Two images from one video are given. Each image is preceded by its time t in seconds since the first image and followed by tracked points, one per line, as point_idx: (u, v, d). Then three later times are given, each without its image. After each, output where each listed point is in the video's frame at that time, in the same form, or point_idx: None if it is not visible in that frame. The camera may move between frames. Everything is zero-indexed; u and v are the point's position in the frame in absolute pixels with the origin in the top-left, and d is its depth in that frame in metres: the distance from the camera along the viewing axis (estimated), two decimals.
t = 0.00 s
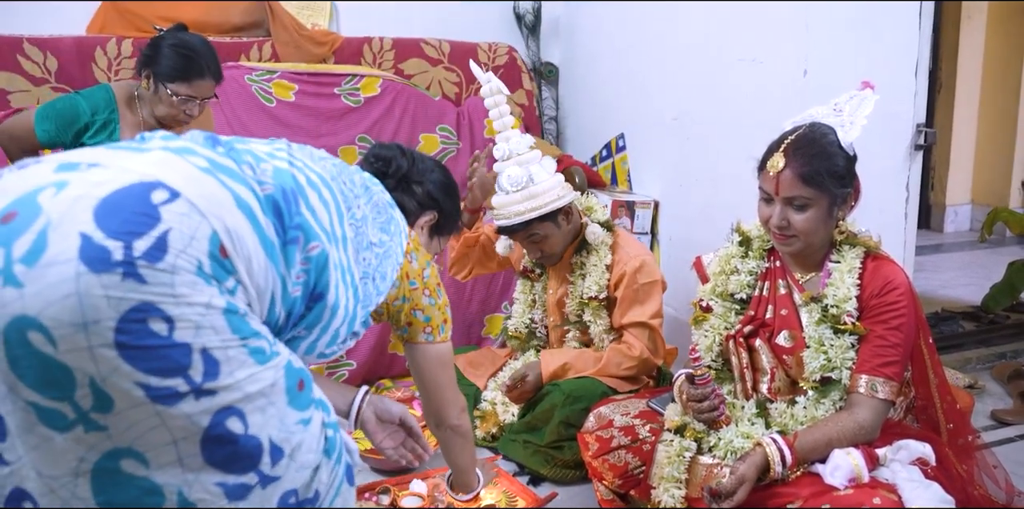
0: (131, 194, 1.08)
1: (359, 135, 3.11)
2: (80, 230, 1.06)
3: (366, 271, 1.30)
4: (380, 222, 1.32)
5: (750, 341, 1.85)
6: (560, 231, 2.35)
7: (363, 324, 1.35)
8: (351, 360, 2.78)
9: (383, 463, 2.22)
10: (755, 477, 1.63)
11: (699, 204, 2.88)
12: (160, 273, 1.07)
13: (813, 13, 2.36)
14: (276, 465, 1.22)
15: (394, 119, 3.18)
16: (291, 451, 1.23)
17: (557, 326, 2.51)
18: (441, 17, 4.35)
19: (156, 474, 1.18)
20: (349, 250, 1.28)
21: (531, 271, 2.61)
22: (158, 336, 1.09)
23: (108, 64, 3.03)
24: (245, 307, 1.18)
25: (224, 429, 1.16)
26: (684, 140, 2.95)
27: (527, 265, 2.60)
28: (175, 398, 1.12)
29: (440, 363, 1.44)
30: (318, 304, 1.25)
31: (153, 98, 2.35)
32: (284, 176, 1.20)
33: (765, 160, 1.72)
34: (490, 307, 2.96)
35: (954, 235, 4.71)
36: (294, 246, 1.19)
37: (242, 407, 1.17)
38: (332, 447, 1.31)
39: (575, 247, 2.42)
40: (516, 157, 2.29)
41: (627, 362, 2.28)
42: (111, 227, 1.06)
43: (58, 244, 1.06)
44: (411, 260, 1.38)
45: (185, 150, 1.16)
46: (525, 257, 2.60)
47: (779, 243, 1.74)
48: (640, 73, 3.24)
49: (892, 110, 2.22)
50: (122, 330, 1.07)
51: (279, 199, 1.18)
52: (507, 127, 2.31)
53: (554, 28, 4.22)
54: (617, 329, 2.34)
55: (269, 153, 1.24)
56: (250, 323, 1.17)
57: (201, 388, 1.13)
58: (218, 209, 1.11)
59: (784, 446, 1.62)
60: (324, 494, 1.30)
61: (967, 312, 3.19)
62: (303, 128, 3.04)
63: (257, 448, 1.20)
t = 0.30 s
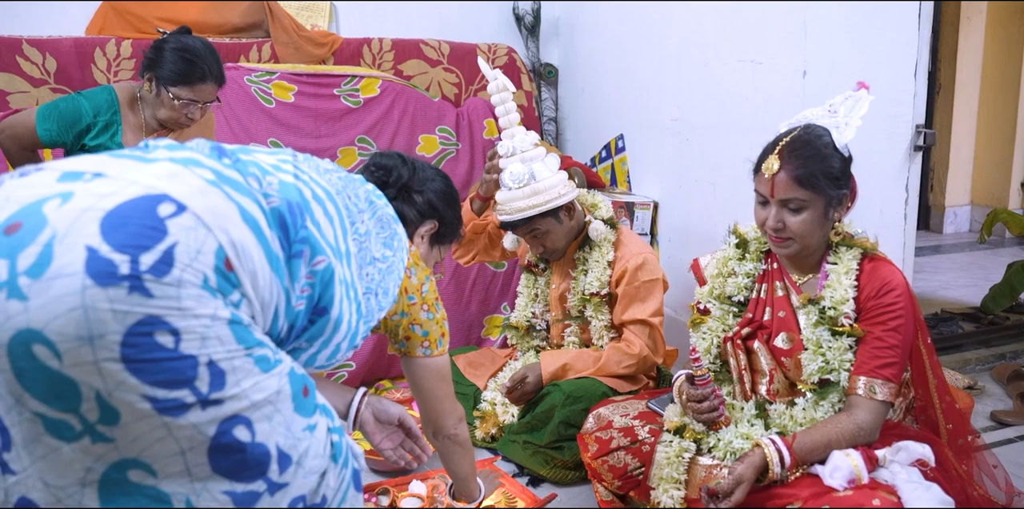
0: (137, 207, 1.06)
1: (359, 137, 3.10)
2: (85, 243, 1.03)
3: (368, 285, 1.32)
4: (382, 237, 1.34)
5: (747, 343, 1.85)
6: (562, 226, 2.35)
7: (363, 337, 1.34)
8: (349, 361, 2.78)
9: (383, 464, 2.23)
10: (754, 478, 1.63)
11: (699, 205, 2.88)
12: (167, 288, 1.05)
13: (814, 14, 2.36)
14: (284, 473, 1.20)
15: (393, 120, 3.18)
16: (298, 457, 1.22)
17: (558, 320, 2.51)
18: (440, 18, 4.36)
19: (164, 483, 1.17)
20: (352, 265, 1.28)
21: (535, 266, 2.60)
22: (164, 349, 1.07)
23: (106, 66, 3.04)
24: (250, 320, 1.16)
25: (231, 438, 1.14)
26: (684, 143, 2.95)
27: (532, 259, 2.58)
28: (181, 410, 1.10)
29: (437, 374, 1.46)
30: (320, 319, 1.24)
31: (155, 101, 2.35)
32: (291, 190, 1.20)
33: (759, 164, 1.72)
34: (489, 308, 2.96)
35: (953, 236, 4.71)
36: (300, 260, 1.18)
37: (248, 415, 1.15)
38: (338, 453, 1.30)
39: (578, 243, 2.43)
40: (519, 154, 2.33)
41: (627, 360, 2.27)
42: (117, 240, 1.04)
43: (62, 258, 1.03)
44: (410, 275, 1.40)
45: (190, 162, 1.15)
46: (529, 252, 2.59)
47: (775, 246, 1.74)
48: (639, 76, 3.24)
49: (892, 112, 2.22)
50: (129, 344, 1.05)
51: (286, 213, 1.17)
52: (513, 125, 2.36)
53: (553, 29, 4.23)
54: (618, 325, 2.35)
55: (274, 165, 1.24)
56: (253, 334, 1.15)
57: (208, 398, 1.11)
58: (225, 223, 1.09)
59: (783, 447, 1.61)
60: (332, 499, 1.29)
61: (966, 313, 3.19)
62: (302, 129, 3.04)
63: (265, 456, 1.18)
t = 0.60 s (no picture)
0: (137, 218, 1.06)
1: (358, 138, 3.10)
2: (84, 255, 1.04)
3: (369, 296, 1.31)
4: (384, 248, 1.32)
5: (746, 345, 1.86)
6: (563, 223, 2.35)
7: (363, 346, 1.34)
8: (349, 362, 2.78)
9: (384, 465, 2.23)
10: (752, 480, 1.63)
11: (698, 206, 2.88)
12: (167, 300, 1.06)
13: (814, 15, 2.36)
14: (287, 478, 1.21)
15: (392, 121, 3.18)
16: (300, 462, 1.22)
17: (558, 317, 2.52)
18: (440, 19, 4.36)
19: (167, 491, 1.17)
20: (352, 275, 1.27)
21: (536, 263, 2.62)
22: (164, 361, 1.08)
23: (106, 67, 3.04)
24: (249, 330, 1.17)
25: (233, 445, 1.15)
26: (683, 144, 2.95)
27: (534, 257, 2.61)
28: (182, 419, 1.11)
29: (437, 382, 1.47)
30: (318, 329, 1.25)
31: (154, 102, 2.36)
32: (292, 200, 1.19)
33: (756, 167, 1.73)
34: (488, 310, 2.96)
35: (953, 237, 4.71)
36: (300, 271, 1.18)
37: (250, 421, 1.16)
38: (340, 455, 1.30)
39: (580, 240, 2.44)
40: (523, 151, 2.33)
41: (626, 359, 2.27)
42: (118, 252, 1.04)
43: (61, 269, 1.04)
44: (411, 284, 1.38)
45: (191, 171, 1.14)
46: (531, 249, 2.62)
47: (773, 248, 1.74)
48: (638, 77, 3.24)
49: (893, 113, 2.21)
50: (129, 356, 1.06)
51: (286, 224, 1.17)
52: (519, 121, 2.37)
53: (552, 30, 4.23)
54: (618, 322, 2.34)
55: (276, 173, 1.23)
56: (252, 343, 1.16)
57: (208, 407, 1.12)
58: (226, 235, 1.09)
59: (783, 449, 1.61)
60: (335, 502, 1.29)
61: (966, 314, 3.19)
62: (301, 130, 3.04)
63: (267, 462, 1.19)
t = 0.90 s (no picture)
0: (119, 217, 1.07)
1: (358, 140, 3.10)
2: (67, 256, 1.05)
3: (362, 283, 1.27)
4: (378, 232, 1.27)
5: (745, 347, 1.85)
6: (564, 221, 2.35)
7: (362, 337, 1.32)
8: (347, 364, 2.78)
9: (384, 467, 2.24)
10: (751, 482, 1.63)
11: (698, 208, 2.88)
12: (151, 299, 1.06)
13: (812, 17, 2.36)
14: (277, 480, 1.21)
15: (391, 123, 3.19)
16: (291, 464, 1.22)
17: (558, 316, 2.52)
18: (439, 19, 4.35)
19: (155, 495, 1.19)
20: (344, 263, 1.25)
21: (537, 263, 2.63)
22: (151, 362, 1.08)
23: (106, 68, 3.04)
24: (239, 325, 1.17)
25: (221, 448, 1.15)
26: (682, 146, 2.95)
27: (534, 256, 2.62)
28: (171, 422, 1.11)
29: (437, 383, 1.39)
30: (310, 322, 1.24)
31: (155, 102, 2.36)
32: (277, 192, 1.18)
33: (753, 168, 1.72)
34: (487, 311, 2.96)
35: (951, 239, 4.71)
36: (288, 264, 1.17)
37: (239, 424, 1.16)
38: (333, 457, 1.29)
39: (582, 239, 2.44)
40: (525, 152, 2.34)
41: (625, 360, 2.27)
42: (100, 252, 1.05)
43: (45, 272, 1.05)
44: (412, 270, 1.31)
45: (175, 166, 1.14)
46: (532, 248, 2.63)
47: (771, 251, 1.74)
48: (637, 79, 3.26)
49: (892, 115, 2.20)
50: (114, 358, 1.06)
51: (271, 215, 1.16)
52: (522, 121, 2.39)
53: (551, 31, 4.24)
54: (618, 322, 2.34)
55: (262, 163, 1.22)
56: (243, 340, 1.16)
57: (197, 409, 1.12)
58: (210, 229, 1.09)
59: (781, 451, 1.61)
60: (327, 503, 1.28)
61: (965, 316, 3.20)
62: (299, 132, 3.04)
63: (256, 464, 1.19)
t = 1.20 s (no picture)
0: (89, 188, 1.02)
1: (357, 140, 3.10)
2: (40, 235, 1.02)
3: (358, 220, 1.16)
4: (369, 165, 1.16)
5: (744, 348, 1.86)
6: (563, 221, 2.35)
7: (371, 286, 1.21)
8: (346, 365, 2.88)
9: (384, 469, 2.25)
10: (750, 483, 1.63)
11: (697, 209, 2.88)
12: (127, 271, 1.02)
13: (811, 18, 2.36)
14: (256, 476, 1.18)
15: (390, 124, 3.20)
16: (271, 460, 1.19)
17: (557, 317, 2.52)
18: (438, 20, 4.35)
19: (131, 492, 1.16)
20: (337, 203, 1.15)
21: (536, 263, 2.63)
22: (133, 343, 1.05)
23: (105, 69, 3.05)
24: (231, 289, 1.11)
25: (201, 442, 1.12)
26: (680, 148, 2.95)
27: (533, 257, 2.62)
28: (151, 410, 1.09)
29: (455, 333, 1.24)
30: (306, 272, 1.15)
31: (156, 100, 2.33)
32: (252, 140, 1.11)
33: (750, 170, 1.72)
34: (487, 312, 2.94)
35: (950, 240, 4.72)
36: (275, 215, 1.10)
37: (220, 419, 1.13)
38: (318, 456, 1.27)
39: (580, 239, 2.44)
40: (528, 151, 2.33)
41: (623, 360, 2.27)
42: (73, 229, 1.01)
43: (16, 252, 1.03)
44: (417, 199, 1.18)
45: (144, 128, 1.09)
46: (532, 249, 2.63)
47: (768, 253, 1.74)
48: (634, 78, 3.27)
49: (892, 116, 2.21)
50: (93, 337, 1.03)
51: (249, 166, 1.09)
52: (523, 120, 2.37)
53: (550, 33, 4.24)
54: (616, 323, 2.34)
55: (235, 113, 1.14)
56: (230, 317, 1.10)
57: (178, 398, 1.09)
58: (184, 189, 1.04)
59: (781, 452, 1.61)
60: (309, 502, 1.27)
61: (963, 318, 3.20)
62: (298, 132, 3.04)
63: (235, 459, 1.15)
